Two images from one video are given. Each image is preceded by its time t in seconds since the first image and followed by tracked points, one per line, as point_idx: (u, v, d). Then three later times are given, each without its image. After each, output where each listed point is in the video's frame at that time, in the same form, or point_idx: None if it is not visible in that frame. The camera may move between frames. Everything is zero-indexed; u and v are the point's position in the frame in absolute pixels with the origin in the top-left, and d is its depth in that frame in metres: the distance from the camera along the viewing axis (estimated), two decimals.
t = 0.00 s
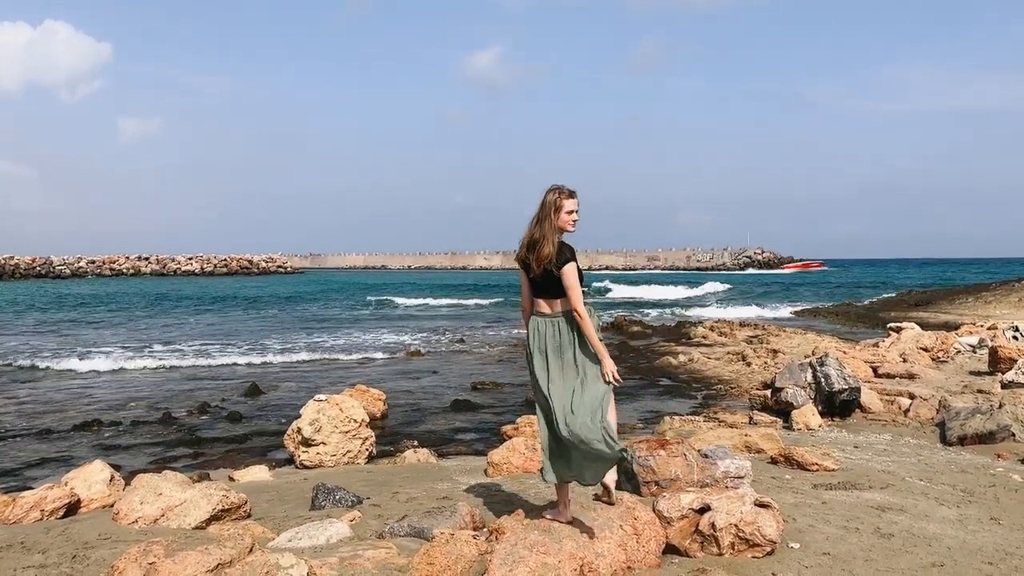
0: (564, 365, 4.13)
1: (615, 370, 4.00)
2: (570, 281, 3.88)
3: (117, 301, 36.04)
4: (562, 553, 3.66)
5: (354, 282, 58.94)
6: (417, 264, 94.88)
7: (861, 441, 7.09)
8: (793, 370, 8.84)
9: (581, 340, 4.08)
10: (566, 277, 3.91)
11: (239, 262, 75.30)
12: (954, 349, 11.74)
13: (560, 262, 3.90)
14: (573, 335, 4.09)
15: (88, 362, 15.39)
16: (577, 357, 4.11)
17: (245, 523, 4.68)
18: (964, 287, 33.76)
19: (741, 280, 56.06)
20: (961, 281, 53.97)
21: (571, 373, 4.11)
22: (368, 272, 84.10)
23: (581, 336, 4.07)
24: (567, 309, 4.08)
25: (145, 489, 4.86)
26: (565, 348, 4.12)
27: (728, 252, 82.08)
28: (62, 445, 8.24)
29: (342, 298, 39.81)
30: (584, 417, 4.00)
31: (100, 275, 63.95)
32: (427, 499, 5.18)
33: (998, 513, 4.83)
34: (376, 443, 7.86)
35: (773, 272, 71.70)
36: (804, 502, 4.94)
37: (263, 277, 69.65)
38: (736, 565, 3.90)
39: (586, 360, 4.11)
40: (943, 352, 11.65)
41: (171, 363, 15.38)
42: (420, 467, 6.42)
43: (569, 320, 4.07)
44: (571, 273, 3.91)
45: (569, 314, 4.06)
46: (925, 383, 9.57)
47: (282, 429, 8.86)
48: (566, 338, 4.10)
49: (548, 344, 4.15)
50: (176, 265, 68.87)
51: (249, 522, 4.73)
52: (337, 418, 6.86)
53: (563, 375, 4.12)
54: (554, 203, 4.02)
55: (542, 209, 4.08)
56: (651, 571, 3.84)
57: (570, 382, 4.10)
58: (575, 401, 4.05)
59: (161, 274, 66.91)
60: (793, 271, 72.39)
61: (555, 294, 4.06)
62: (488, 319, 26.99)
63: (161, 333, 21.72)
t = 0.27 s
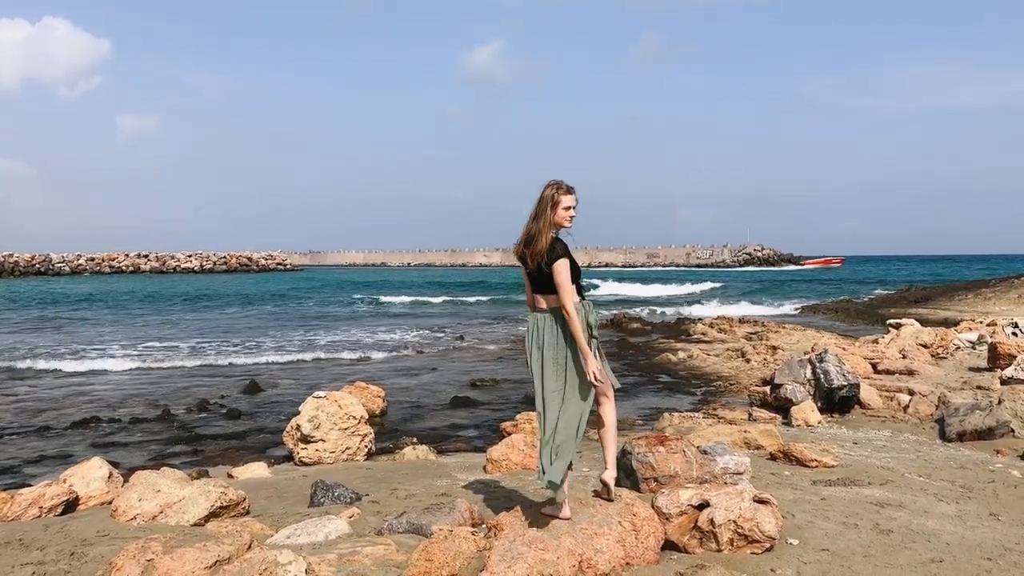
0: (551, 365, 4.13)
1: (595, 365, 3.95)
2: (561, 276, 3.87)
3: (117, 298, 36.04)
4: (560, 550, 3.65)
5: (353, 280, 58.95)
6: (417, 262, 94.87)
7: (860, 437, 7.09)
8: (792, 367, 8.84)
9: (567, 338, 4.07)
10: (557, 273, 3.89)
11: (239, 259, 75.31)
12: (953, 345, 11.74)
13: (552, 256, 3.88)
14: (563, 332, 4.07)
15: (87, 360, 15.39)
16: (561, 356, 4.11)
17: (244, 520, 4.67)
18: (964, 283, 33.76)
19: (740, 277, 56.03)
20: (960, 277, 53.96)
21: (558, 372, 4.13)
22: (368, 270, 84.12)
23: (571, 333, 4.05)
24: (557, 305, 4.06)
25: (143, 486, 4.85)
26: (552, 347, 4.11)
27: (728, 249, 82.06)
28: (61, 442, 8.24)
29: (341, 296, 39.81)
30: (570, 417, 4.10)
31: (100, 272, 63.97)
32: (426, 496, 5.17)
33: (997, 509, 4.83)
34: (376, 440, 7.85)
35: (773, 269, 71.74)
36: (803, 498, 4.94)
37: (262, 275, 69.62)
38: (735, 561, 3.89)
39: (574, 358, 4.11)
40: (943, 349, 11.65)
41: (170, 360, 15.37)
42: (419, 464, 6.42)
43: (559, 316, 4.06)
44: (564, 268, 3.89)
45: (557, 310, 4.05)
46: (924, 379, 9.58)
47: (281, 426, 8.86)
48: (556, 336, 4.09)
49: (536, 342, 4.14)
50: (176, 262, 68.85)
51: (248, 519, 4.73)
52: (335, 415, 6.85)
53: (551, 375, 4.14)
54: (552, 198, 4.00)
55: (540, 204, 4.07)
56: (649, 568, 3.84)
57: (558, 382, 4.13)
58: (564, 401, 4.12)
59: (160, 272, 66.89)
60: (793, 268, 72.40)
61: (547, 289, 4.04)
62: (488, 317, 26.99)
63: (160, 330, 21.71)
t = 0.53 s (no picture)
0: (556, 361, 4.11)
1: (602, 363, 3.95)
2: (563, 273, 3.87)
3: (116, 295, 36.03)
4: (560, 547, 3.66)
5: (352, 277, 58.92)
6: (416, 258, 94.84)
7: (859, 433, 7.10)
8: (791, 363, 8.85)
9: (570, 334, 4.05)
10: (559, 270, 3.90)
11: (238, 256, 75.27)
12: (952, 342, 11.74)
13: (554, 254, 3.89)
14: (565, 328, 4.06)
15: (85, 357, 15.37)
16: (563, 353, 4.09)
17: (243, 517, 4.67)
18: (963, 280, 33.77)
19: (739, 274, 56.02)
20: (959, 273, 53.98)
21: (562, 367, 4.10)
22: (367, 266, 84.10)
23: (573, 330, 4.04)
24: (559, 301, 4.06)
25: (142, 483, 4.85)
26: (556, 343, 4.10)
27: (727, 245, 82.07)
28: (61, 439, 8.24)
29: (340, 293, 39.78)
30: (575, 414, 4.09)
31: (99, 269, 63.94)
32: (425, 492, 5.17)
33: (996, 505, 4.84)
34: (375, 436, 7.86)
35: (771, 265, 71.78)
36: (803, 494, 4.94)
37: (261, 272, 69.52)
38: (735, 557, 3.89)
39: (577, 355, 4.08)
40: (942, 345, 11.66)
41: (169, 357, 15.36)
42: (419, 460, 6.42)
43: (562, 312, 4.05)
44: (565, 265, 3.89)
45: (559, 307, 4.03)
46: (923, 376, 9.59)
47: (280, 423, 8.86)
48: (558, 333, 4.08)
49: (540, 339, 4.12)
50: (175, 259, 68.79)
51: (247, 516, 4.73)
52: (334, 412, 6.85)
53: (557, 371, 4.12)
54: (553, 194, 3.99)
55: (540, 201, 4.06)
56: (649, 564, 3.85)
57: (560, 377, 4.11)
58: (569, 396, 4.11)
59: (159, 269, 66.83)
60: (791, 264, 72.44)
61: (549, 286, 4.03)
62: (486, 314, 26.98)
63: (159, 328, 21.69)
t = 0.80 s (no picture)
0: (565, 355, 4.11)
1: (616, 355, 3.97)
2: (567, 269, 3.89)
3: (114, 292, 35.97)
4: (558, 543, 3.66)
5: (351, 273, 58.89)
6: (414, 255, 94.81)
7: (856, 429, 7.10)
8: (789, 359, 8.86)
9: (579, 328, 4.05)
10: (564, 266, 3.90)
11: (235, 253, 75.19)
12: (950, 338, 11.76)
13: (557, 251, 3.90)
14: (571, 323, 4.06)
15: (83, 354, 15.35)
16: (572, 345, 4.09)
17: (241, 514, 4.67)
18: (961, 275, 33.80)
19: (737, 270, 56.03)
20: (956, 270, 54.05)
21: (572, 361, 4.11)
22: (365, 263, 84.05)
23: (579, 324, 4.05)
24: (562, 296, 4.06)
25: (140, 480, 4.85)
26: (564, 337, 4.09)
27: (725, 242, 82.08)
28: (59, 436, 8.23)
29: (339, 290, 39.74)
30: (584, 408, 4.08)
31: (97, 266, 63.86)
32: (423, 489, 5.18)
33: (993, 500, 4.85)
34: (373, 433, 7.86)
35: (769, 261, 71.86)
36: (800, 490, 4.95)
37: (259, 269, 69.52)
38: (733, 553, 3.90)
39: (583, 348, 4.09)
40: (940, 341, 11.68)
41: (167, 354, 15.34)
42: (417, 457, 6.42)
43: (567, 307, 4.05)
44: (569, 261, 3.90)
45: (565, 302, 4.03)
46: (921, 372, 9.59)
47: (278, 420, 8.86)
48: (563, 328, 4.08)
49: (546, 333, 4.11)
50: (173, 256, 68.70)
51: (245, 512, 4.73)
52: (332, 409, 6.85)
53: (565, 365, 4.12)
54: (553, 191, 3.97)
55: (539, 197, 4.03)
56: (647, 559, 3.85)
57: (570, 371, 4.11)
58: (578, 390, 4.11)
59: (157, 266, 66.75)
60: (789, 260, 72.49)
61: (551, 281, 4.02)
62: (485, 310, 26.97)
63: (157, 325, 21.66)
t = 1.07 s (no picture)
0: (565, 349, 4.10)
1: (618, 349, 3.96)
2: (566, 266, 3.90)
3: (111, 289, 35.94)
4: (556, 539, 3.66)
5: (349, 270, 58.83)
6: (412, 252, 94.88)
7: (853, 426, 7.11)
8: (786, 356, 8.86)
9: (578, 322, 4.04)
10: (564, 263, 3.91)
11: (233, 250, 75.12)
12: (947, 334, 11.77)
13: (554, 248, 3.90)
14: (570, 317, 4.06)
15: (79, 352, 15.31)
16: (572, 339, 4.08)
17: (238, 511, 4.67)
18: (957, 272, 33.86)
19: (734, 267, 56.10)
20: (952, 266, 54.17)
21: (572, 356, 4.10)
22: (363, 260, 84.01)
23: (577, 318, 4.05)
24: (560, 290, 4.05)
25: (137, 477, 4.84)
26: (564, 331, 4.08)
27: (723, 239, 82.12)
28: (55, 434, 8.22)
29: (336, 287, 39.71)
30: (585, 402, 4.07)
31: (93, 264, 63.76)
32: (421, 486, 5.17)
33: (990, 496, 4.86)
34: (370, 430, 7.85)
35: (766, 259, 71.97)
36: (797, 486, 4.95)
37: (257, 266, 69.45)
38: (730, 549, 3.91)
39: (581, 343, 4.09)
40: (936, 338, 11.70)
41: (163, 352, 15.32)
42: (414, 454, 6.41)
43: (566, 302, 4.04)
44: (566, 259, 3.91)
45: (563, 297, 4.02)
46: (918, 368, 9.60)
47: (275, 417, 8.85)
48: (562, 323, 4.06)
49: (544, 328, 4.09)
50: (170, 253, 68.63)
51: (242, 510, 4.72)
52: (330, 406, 6.84)
53: (565, 359, 4.11)
54: (554, 189, 3.96)
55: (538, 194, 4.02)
56: (644, 556, 3.85)
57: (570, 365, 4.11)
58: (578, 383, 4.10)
59: (154, 262, 66.64)
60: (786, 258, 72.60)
61: (548, 276, 4.02)
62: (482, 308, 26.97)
63: (154, 322, 21.62)
